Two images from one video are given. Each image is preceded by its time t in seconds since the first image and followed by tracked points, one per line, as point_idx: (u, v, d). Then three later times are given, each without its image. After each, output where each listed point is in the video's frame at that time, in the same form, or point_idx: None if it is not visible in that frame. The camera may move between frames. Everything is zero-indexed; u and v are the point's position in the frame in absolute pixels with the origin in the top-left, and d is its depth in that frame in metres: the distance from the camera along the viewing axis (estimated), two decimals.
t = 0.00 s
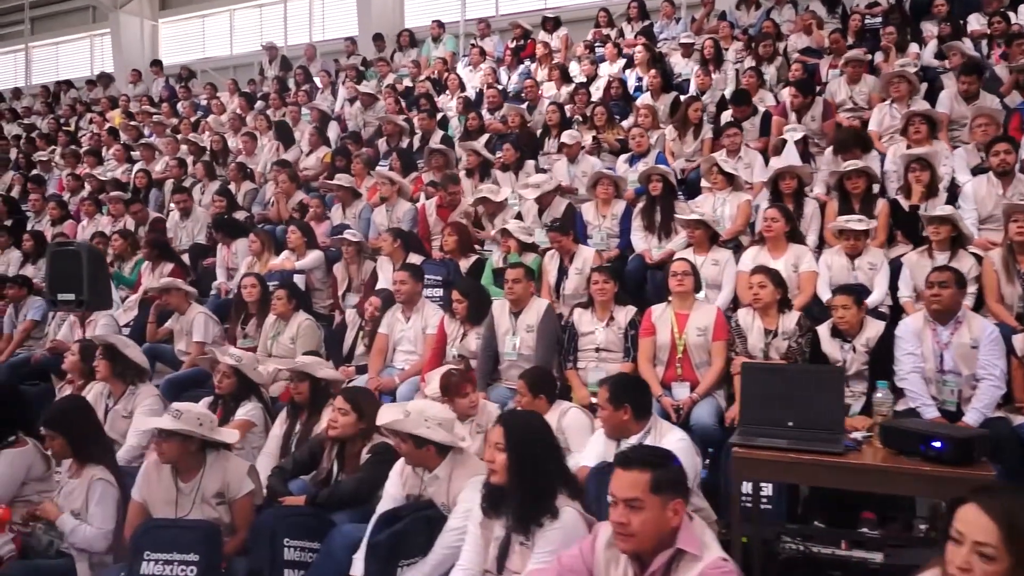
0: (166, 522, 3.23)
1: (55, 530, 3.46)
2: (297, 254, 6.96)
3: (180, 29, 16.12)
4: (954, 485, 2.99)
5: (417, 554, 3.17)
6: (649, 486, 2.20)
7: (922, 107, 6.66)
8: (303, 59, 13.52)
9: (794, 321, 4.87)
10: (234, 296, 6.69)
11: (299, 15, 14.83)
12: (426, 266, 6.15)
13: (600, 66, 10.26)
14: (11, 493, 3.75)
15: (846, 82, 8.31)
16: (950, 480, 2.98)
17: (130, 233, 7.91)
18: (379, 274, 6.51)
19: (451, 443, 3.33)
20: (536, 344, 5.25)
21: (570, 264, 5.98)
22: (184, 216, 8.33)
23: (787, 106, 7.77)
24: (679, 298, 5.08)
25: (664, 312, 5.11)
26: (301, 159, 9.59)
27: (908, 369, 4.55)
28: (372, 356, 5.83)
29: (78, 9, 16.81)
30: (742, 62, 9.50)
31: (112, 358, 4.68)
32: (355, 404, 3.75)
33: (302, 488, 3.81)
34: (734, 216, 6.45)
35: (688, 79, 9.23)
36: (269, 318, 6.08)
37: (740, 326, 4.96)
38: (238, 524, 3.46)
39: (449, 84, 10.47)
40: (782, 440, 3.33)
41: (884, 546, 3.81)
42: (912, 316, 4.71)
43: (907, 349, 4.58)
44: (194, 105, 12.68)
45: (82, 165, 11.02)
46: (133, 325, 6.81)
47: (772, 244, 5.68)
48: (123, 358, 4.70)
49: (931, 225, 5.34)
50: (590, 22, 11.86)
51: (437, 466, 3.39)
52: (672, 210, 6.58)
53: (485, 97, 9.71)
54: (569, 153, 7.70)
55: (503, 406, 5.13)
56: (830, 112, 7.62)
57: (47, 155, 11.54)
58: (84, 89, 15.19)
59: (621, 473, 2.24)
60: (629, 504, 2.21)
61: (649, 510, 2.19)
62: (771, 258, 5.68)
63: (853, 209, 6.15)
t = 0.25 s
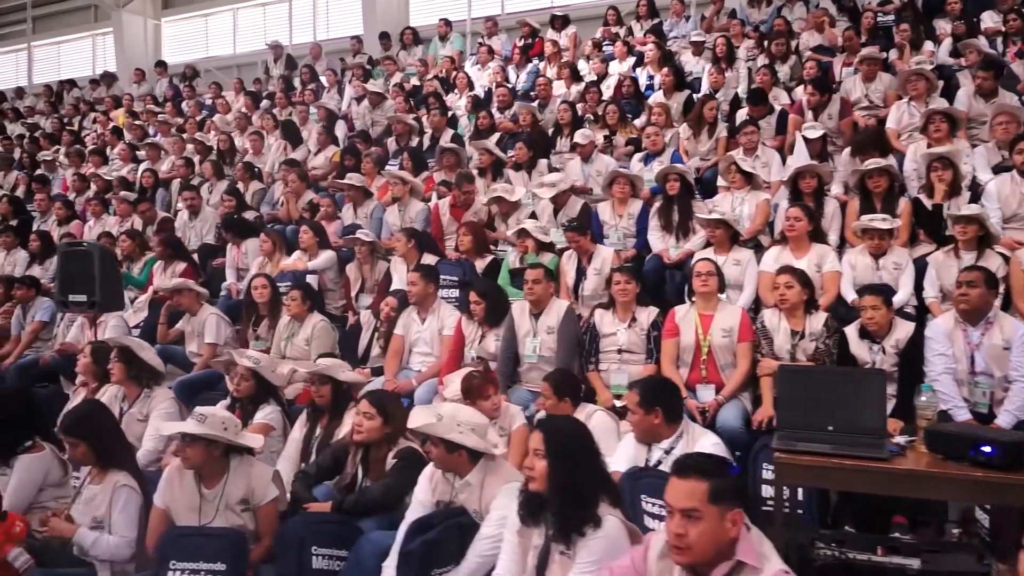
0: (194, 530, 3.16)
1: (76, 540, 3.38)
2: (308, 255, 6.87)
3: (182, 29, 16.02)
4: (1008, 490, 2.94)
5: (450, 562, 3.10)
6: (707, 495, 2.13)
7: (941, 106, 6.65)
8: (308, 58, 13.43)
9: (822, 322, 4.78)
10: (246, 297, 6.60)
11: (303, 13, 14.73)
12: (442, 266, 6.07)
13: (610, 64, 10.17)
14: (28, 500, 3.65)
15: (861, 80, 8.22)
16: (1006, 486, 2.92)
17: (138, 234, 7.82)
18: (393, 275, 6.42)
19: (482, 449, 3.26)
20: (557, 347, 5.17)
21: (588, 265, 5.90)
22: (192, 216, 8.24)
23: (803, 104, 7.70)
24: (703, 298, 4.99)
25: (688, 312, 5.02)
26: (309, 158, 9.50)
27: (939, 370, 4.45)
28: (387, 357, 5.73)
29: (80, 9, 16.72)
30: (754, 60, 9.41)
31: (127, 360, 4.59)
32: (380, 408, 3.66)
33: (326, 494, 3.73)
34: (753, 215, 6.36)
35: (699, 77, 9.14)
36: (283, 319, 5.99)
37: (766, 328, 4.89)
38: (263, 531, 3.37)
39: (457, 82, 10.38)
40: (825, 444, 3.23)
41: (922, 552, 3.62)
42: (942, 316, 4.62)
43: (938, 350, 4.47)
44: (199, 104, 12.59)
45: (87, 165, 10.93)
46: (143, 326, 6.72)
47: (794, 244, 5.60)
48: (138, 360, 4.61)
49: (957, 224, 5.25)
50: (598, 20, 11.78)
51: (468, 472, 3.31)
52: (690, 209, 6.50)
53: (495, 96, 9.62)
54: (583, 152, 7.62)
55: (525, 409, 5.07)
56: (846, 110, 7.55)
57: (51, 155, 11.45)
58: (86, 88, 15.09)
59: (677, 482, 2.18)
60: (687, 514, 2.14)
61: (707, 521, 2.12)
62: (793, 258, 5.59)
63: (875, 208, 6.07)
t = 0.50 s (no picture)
0: (217, 535, 3.08)
1: (91, 547, 3.32)
2: (319, 254, 6.78)
3: (185, 28, 15.93)
4: None
5: (480, 568, 3.02)
6: (760, 500, 2.06)
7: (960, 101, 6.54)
8: (313, 56, 13.34)
9: (847, 321, 4.69)
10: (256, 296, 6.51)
11: (307, 12, 14.64)
12: (456, 265, 5.98)
13: (619, 62, 10.08)
14: (42, 504, 3.55)
15: (876, 77, 8.15)
16: None
17: (145, 233, 7.74)
18: (406, 274, 6.33)
19: (512, 451, 3.17)
20: (575, 347, 5.09)
21: (605, 264, 5.84)
22: (200, 216, 8.18)
23: (818, 101, 7.61)
24: (725, 297, 4.91)
25: (709, 311, 4.94)
26: (316, 157, 9.41)
27: (968, 369, 4.41)
28: (402, 357, 5.64)
29: (82, 8, 16.64)
30: (765, 57, 9.32)
31: (140, 362, 4.50)
32: (403, 409, 3.58)
33: (348, 498, 3.64)
34: (771, 213, 6.28)
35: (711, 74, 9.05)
36: (295, 319, 5.90)
37: (790, 326, 4.79)
38: (285, 537, 3.29)
39: (465, 80, 10.29)
40: (866, 446, 3.14)
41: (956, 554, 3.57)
42: (971, 315, 4.54)
43: (967, 349, 4.42)
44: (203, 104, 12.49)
45: (91, 164, 10.85)
46: (152, 326, 6.64)
47: (815, 242, 5.52)
48: (150, 363, 4.52)
49: (982, 222, 5.16)
50: (606, 18, 11.69)
51: (497, 475, 3.23)
52: (706, 207, 6.42)
53: (504, 94, 9.54)
54: (596, 150, 7.53)
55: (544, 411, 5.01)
56: (862, 107, 7.47)
57: (55, 155, 11.36)
58: (89, 88, 15.00)
59: (729, 487, 2.11)
60: (740, 521, 2.07)
61: (762, 528, 2.05)
62: (814, 256, 5.51)
63: (895, 205, 5.99)
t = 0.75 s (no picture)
0: (236, 543, 3.01)
1: (105, 554, 3.24)
2: (328, 254, 6.70)
3: (188, 27, 15.85)
4: None
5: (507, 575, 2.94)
6: (809, 513, 1.97)
7: (977, 99, 6.46)
8: (318, 55, 13.26)
9: (869, 322, 4.62)
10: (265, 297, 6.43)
11: (311, 11, 14.56)
12: (468, 266, 5.91)
13: (627, 60, 10.01)
14: (54, 509, 3.48)
15: (889, 76, 8.07)
16: None
17: (152, 233, 7.66)
18: (417, 275, 6.25)
19: (539, 455, 3.10)
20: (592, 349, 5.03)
21: (620, 265, 5.78)
22: (207, 216, 8.11)
23: (832, 100, 7.54)
24: (745, 298, 4.84)
25: (729, 312, 4.86)
26: (323, 156, 9.34)
27: (994, 371, 4.39)
28: (414, 359, 5.56)
29: (85, 7, 16.57)
30: (776, 56, 9.25)
31: (151, 364, 4.43)
32: (423, 413, 3.51)
33: (367, 505, 3.56)
34: (787, 213, 6.21)
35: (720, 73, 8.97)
36: (306, 320, 5.82)
37: (812, 328, 4.72)
38: (304, 543, 3.21)
39: (472, 79, 10.21)
40: (901, 451, 3.13)
41: (985, 560, 3.53)
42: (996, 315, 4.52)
43: (992, 350, 4.41)
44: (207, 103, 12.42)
45: (95, 164, 10.77)
46: (159, 327, 6.57)
47: (833, 243, 5.46)
48: (161, 365, 4.44)
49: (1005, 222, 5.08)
50: (614, 16, 11.62)
51: (522, 480, 3.16)
52: (721, 207, 6.35)
53: (512, 93, 9.46)
54: (607, 149, 7.44)
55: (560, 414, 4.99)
56: (876, 106, 7.40)
57: (58, 155, 11.29)
58: (92, 87, 14.93)
59: (775, 497, 2.02)
60: (787, 533, 1.99)
61: (811, 541, 1.97)
62: (833, 257, 5.44)
63: (913, 205, 5.93)
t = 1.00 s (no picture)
0: (259, 552, 2.94)
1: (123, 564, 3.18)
2: (340, 256, 6.64)
3: (193, 27, 15.80)
4: None
5: None
6: (865, 523, 1.95)
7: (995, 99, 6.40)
8: (324, 55, 13.19)
9: (894, 325, 4.58)
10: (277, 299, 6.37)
11: (316, 11, 14.50)
12: (483, 267, 5.84)
13: (637, 60, 9.94)
14: (71, 517, 3.42)
15: (903, 75, 8.01)
16: None
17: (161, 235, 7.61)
18: (430, 277, 6.19)
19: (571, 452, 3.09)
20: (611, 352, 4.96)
21: (637, 267, 5.72)
22: (216, 217, 8.05)
23: (846, 100, 7.47)
24: (766, 301, 4.77)
25: (750, 315, 4.80)
26: (332, 156, 9.27)
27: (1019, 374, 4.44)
28: (429, 362, 5.49)
29: (89, 8, 16.53)
30: (788, 56, 9.18)
31: (165, 368, 4.36)
32: (446, 419, 3.44)
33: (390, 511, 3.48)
34: (804, 214, 6.15)
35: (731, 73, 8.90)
36: (319, 322, 5.76)
37: (835, 331, 4.66)
38: (328, 552, 3.15)
39: (480, 79, 10.15)
40: (938, 459, 3.24)
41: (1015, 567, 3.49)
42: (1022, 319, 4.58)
43: (1018, 354, 4.46)
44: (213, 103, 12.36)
45: (101, 165, 10.72)
46: (169, 330, 6.51)
47: (853, 244, 5.39)
48: (175, 369, 4.37)
49: None
50: (623, 16, 11.56)
51: (551, 486, 3.12)
52: (737, 208, 6.30)
53: (522, 93, 9.40)
54: (620, 150, 7.37)
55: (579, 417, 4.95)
56: (892, 106, 7.33)
57: (64, 156, 11.24)
58: (97, 88, 14.88)
59: (830, 506, 1.99)
60: (842, 544, 1.96)
61: (868, 552, 1.95)
62: (853, 259, 5.37)
63: (932, 206, 5.87)
